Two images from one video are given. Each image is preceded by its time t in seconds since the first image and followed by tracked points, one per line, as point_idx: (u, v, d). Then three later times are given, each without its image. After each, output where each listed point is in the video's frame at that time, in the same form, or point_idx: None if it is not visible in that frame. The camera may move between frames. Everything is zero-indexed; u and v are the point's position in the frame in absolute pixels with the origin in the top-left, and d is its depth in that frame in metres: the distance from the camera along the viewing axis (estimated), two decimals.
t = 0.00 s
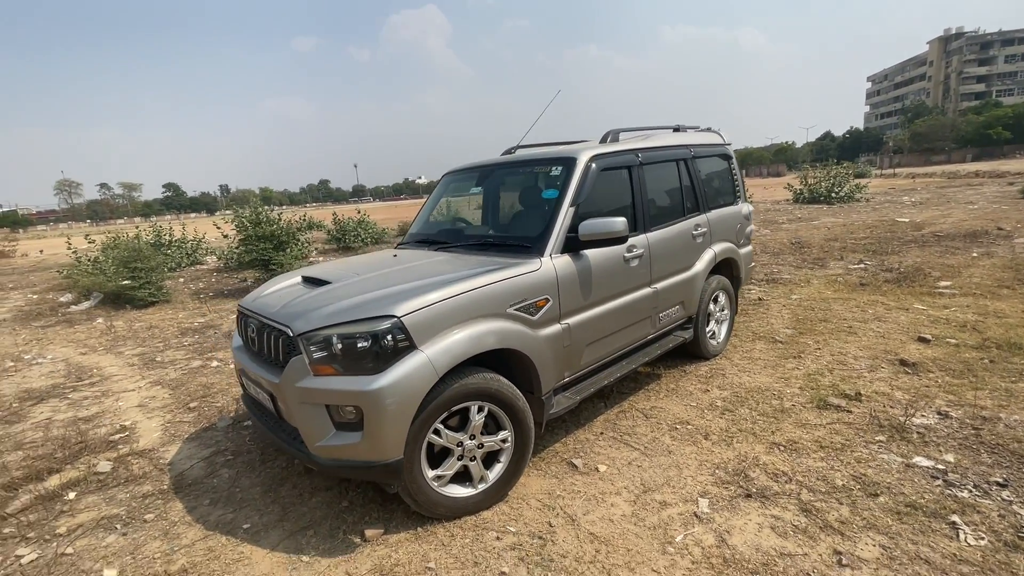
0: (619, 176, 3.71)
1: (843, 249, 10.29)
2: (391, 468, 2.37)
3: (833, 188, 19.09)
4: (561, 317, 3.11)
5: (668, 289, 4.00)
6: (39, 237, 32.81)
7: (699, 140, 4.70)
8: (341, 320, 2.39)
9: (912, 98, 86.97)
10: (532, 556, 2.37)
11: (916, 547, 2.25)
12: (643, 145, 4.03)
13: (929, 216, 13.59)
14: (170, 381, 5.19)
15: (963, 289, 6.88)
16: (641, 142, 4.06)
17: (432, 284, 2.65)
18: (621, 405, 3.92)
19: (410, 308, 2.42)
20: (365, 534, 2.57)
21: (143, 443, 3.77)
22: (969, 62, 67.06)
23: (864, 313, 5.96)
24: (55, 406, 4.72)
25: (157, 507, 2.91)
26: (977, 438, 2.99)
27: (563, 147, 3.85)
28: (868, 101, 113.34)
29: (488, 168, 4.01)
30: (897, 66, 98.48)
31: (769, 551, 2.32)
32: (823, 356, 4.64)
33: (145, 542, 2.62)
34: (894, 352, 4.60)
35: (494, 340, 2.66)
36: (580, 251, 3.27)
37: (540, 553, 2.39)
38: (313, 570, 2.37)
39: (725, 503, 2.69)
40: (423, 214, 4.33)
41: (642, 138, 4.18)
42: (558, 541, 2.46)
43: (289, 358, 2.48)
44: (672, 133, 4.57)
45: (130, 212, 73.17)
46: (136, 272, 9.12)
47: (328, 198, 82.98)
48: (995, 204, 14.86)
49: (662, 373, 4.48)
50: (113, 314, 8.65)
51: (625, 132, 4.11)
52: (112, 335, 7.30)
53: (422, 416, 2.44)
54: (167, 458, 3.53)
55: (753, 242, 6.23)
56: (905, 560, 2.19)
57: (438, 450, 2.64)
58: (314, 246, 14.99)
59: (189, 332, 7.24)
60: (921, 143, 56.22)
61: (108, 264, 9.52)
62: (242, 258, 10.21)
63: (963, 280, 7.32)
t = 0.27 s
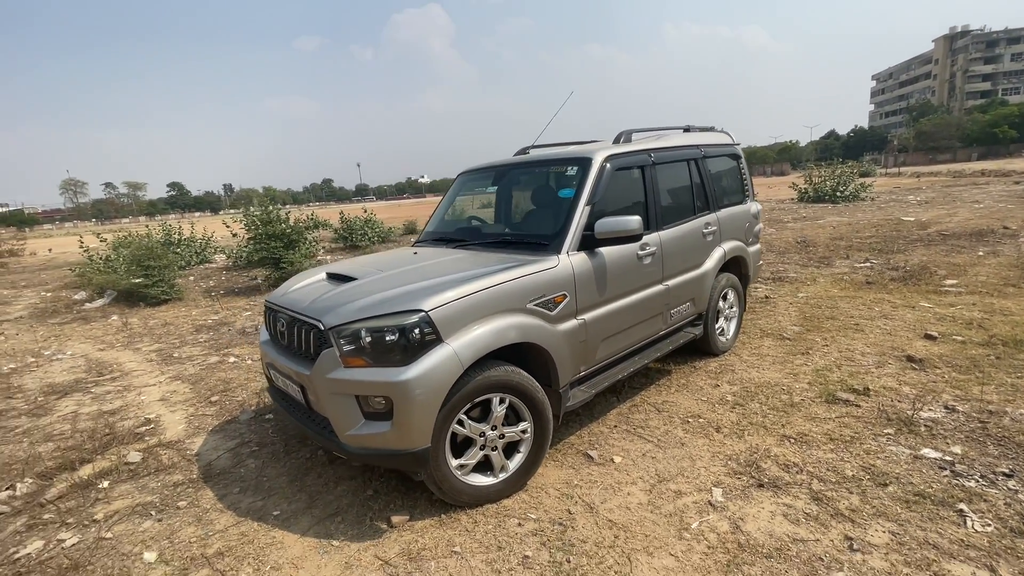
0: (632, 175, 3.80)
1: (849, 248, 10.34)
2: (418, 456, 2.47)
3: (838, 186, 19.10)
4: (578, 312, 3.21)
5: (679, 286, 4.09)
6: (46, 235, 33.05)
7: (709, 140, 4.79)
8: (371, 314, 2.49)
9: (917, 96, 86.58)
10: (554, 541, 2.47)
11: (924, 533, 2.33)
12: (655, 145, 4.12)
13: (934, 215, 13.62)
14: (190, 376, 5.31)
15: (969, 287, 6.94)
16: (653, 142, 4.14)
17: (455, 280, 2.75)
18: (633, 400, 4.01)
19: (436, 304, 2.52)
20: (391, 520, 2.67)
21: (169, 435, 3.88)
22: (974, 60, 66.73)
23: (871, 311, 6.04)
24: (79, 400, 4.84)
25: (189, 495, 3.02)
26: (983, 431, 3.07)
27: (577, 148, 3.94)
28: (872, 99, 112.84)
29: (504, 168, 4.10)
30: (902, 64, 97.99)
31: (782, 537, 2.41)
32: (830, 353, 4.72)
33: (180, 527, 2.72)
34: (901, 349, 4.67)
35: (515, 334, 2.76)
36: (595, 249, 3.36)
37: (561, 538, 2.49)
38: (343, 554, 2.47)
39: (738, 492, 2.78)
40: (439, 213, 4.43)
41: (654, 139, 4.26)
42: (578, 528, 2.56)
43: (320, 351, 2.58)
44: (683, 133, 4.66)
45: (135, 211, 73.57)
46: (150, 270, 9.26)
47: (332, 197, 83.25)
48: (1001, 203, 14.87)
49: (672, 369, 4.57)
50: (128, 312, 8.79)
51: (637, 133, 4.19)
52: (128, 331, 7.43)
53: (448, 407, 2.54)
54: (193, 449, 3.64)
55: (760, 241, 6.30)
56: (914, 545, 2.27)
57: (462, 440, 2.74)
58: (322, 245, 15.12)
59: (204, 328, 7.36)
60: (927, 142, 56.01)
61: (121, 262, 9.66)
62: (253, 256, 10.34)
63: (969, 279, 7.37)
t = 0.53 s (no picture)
0: (636, 176, 3.86)
1: (852, 248, 10.36)
2: (428, 449, 2.54)
3: (841, 187, 19.09)
4: (582, 311, 3.27)
5: (682, 285, 4.14)
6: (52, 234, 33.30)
7: (712, 141, 4.84)
8: (382, 312, 2.56)
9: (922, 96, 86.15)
10: (559, 532, 2.54)
11: (921, 526, 2.39)
12: (659, 146, 4.18)
13: (938, 215, 13.61)
14: (200, 373, 5.40)
15: (972, 287, 6.96)
16: (657, 143, 4.20)
17: (463, 279, 2.82)
18: (636, 397, 4.08)
19: (445, 301, 2.59)
20: (400, 512, 2.74)
21: (181, 430, 3.97)
22: (980, 60, 66.38)
23: (873, 310, 6.07)
24: (92, 396, 4.94)
25: (203, 487, 3.10)
26: (981, 428, 3.12)
27: (582, 149, 4.00)
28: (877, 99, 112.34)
29: (509, 168, 4.17)
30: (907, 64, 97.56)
31: (782, 529, 2.47)
32: (832, 352, 4.77)
33: (195, 518, 2.80)
34: (903, 348, 4.72)
35: (521, 331, 2.82)
36: (600, 248, 3.42)
37: (566, 530, 2.56)
38: (354, 544, 2.54)
39: (739, 486, 2.84)
40: (445, 213, 4.50)
41: (658, 140, 4.32)
42: (583, 520, 2.62)
43: (332, 347, 2.66)
44: (686, 134, 4.71)
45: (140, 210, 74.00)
46: (158, 269, 9.36)
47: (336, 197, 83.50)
48: (1006, 203, 14.84)
49: (675, 367, 4.63)
50: (136, 310, 8.90)
51: (641, 134, 4.25)
52: (138, 329, 7.53)
53: (456, 402, 2.61)
54: (206, 443, 3.73)
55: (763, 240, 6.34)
56: (911, 537, 2.33)
57: (469, 435, 2.81)
58: (326, 245, 15.23)
59: (212, 327, 7.46)
60: (932, 142, 55.76)
61: (130, 261, 9.78)
62: (259, 255, 10.44)
63: (972, 279, 7.40)
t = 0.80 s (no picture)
0: (630, 177, 3.89)
1: (853, 248, 10.36)
2: (420, 445, 2.59)
3: (844, 187, 19.05)
4: (575, 310, 3.31)
5: (676, 285, 4.18)
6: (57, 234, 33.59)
7: (708, 142, 4.87)
8: (375, 310, 2.61)
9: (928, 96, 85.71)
10: (549, 527, 2.58)
11: (906, 522, 2.42)
12: (653, 147, 4.21)
13: (940, 216, 13.58)
14: (200, 371, 5.47)
15: (971, 288, 6.96)
16: (652, 144, 4.23)
17: (456, 278, 2.86)
18: (631, 396, 4.11)
19: (437, 300, 2.63)
20: (394, 508, 2.79)
21: (181, 426, 4.03)
22: (986, 60, 66.03)
23: (870, 311, 6.09)
24: (95, 394, 5.01)
25: (201, 482, 3.16)
26: (971, 427, 3.15)
27: (577, 150, 4.04)
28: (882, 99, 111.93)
29: (505, 169, 4.21)
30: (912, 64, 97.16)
31: (768, 525, 2.50)
32: (827, 352, 4.79)
33: (193, 512, 2.86)
34: (897, 348, 4.73)
35: (513, 330, 2.86)
36: (593, 248, 3.46)
37: (555, 525, 2.60)
38: (348, 538, 2.59)
39: (729, 484, 2.87)
40: (443, 213, 4.55)
41: (653, 141, 4.35)
42: (572, 516, 2.66)
43: (327, 345, 2.71)
44: (682, 135, 4.74)
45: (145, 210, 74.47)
46: (161, 269, 9.45)
47: (339, 197, 83.74)
48: (1009, 204, 14.77)
49: (670, 367, 4.66)
50: (140, 309, 8.99)
51: (636, 135, 4.28)
52: (141, 328, 7.62)
53: (448, 399, 2.65)
54: (205, 440, 3.78)
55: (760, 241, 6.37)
56: (895, 534, 2.36)
57: (461, 432, 2.86)
58: (329, 245, 15.31)
59: (213, 326, 7.53)
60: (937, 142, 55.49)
61: (134, 261, 9.88)
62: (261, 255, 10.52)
63: (971, 279, 7.39)
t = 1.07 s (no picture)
0: (617, 178, 3.94)
1: (850, 249, 10.37)
2: (402, 440, 2.64)
3: (844, 188, 19.03)
4: (560, 309, 3.36)
5: (664, 285, 4.22)
6: (62, 234, 33.85)
7: (698, 144, 4.91)
8: (359, 308, 2.67)
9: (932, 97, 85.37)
10: (528, 522, 2.63)
11: (878, 518, 2.46)
12: (641, 149, 4.26)
13: (939, 217, 13.56)
14: (197, 370, 5.54)
15: (964, 289, 6.98)
16: (640, 146, 4.28)
17: (441, 277, 2.92)
18: (618, 395, 4.16)
19: (420, 299, 2.69)
20: (378, 502, 2.84)
21: (175, 423, 4.10)
22: (991, 61, 65.77)
23: (861, 311, 6.12)
24: (92, 391, 5.09)
25: (191, 477, 3.22)
26: (950, 426, 3.18)
27: (565, 151, 4.09)
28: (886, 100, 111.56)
29: (495, 170, 4.26)
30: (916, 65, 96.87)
31: (743, 521, 2.54)
32: (816, 351, 4.82)
33: (182, 506, 2.92)
34: (886, 349, 4.76)
35: (496, 329, 2.91)
36: (578, 248, 3.51)
37: (535, 519, 2.65)
38: (331, 531, 2.64)
39: (708, 480, 2.92)
40: (434, 214, 4.61)
41: (641, 143, 4.40)
42: (552, 511, 2.71)
43: (312, 342, 2.76)
44: (672, 137, 4.79)
45: (150, 210, 74.97)
46: (161, 268, 9.55)
47: (342, 198, 84.00)
48: (1009, 205, 14.74)
49: (659, 366, 4.70)
50: (140, 308, 9.09)
51: (625, 137, 4.33)
52: (140, 327, 7.71)
53: (431, 396, 2.70)
54: (197, 436, 3.85)
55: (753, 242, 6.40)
56: (867, 529, 2.40)
57: (445, 429, 2.91)
58: (329, 245, 15.40)
59: (212, 325, 7.62)
60: (940, 144, 55.28)
61: (135, 260, 9.98)
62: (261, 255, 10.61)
63: (965, 281, 7.41)
